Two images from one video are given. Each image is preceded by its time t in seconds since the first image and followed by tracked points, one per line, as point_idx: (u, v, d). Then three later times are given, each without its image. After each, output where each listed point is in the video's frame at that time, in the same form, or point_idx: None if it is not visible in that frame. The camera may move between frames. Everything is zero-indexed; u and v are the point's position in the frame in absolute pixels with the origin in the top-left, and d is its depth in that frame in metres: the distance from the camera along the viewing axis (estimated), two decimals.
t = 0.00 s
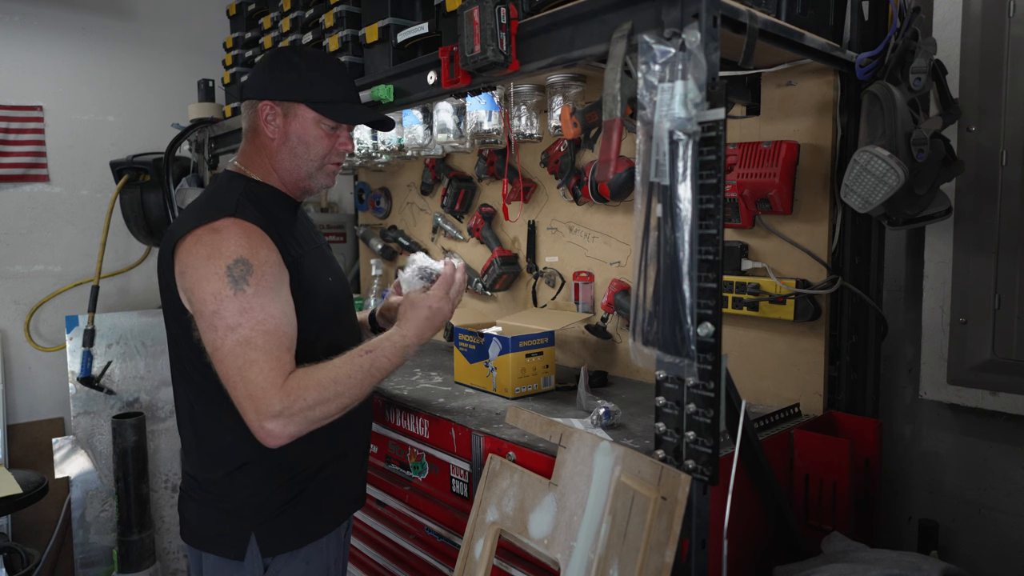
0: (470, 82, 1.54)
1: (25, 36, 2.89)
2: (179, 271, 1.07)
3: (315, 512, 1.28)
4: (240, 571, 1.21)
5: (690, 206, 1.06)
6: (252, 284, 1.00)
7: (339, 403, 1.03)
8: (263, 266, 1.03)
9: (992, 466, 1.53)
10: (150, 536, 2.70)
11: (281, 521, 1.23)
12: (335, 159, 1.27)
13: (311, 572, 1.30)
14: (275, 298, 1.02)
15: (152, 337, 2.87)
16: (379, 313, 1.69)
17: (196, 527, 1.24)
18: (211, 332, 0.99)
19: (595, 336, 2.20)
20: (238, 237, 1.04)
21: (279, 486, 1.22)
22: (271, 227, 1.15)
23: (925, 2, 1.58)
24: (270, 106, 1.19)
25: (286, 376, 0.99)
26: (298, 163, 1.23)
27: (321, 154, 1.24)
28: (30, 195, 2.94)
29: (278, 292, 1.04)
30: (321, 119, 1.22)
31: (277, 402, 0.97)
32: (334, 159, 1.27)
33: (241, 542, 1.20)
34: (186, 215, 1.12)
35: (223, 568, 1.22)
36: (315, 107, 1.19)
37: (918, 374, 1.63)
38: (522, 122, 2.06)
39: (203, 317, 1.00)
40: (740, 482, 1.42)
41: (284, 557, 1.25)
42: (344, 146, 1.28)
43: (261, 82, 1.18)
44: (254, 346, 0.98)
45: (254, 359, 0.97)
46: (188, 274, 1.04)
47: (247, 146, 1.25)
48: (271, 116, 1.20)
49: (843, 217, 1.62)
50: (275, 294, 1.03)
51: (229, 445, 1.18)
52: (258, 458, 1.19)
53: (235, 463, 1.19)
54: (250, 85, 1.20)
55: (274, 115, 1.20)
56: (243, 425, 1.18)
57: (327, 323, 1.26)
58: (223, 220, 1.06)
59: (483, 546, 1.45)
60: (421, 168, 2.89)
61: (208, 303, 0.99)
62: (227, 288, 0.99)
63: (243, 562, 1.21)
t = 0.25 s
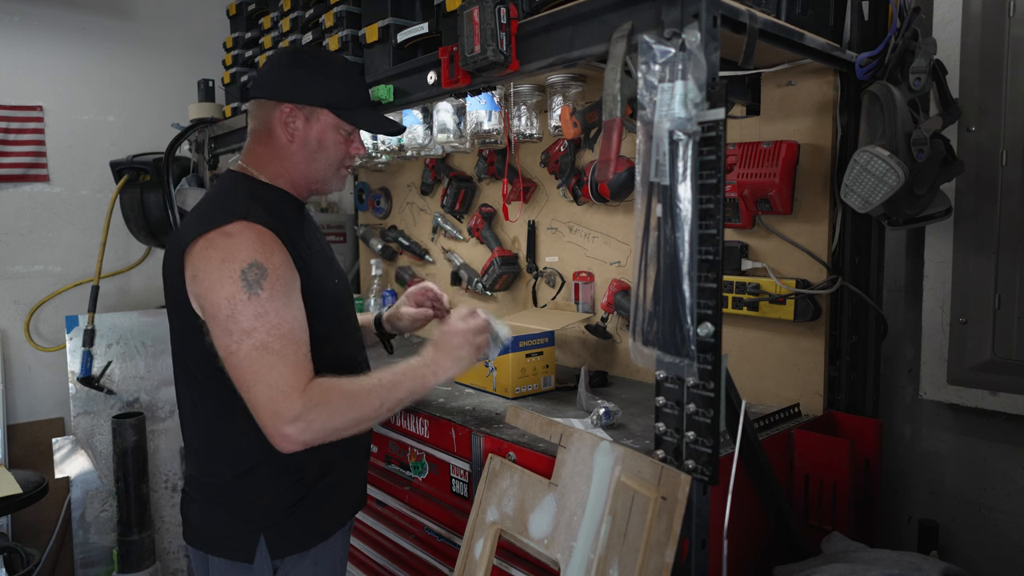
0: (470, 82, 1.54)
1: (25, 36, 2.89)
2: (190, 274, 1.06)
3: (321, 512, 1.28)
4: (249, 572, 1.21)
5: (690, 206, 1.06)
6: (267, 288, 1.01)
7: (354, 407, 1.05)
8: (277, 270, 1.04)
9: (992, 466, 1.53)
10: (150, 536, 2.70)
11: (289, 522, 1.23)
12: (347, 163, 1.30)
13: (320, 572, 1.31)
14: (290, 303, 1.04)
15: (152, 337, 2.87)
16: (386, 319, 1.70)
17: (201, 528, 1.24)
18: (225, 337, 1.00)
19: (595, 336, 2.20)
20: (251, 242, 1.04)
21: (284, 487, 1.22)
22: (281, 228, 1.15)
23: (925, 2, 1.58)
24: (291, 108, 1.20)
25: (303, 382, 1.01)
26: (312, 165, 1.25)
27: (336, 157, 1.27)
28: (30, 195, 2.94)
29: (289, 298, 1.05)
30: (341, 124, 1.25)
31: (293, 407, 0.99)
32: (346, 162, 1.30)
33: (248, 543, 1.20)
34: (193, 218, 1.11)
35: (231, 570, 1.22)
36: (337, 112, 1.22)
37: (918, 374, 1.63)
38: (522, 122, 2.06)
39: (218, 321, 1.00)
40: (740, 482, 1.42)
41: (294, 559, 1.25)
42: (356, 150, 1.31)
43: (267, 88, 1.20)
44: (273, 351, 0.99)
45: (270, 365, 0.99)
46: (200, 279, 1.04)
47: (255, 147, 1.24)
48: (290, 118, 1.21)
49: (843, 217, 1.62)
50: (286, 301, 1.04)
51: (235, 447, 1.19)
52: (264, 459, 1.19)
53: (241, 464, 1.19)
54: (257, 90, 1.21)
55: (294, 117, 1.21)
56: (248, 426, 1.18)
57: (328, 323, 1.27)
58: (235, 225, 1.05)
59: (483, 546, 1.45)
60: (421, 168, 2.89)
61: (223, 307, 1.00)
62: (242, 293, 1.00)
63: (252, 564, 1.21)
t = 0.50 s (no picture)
0: (470, 82, 1.54)
1: (25, 36, 2.89)
2: (204, 275, 1.07)
3: (319, 513, 1.28)
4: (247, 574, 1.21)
5: (690, 206, 1.06)
6: (288, 288, 1.03)
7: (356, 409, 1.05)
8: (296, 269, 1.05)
9: (991, 466, 1.53)
10: (150, 536, 2.70)
11: (289, 523, 1.23)
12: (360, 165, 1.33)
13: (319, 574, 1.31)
14: (311, 302, 1.05)
15: (152, 337, 2.87)
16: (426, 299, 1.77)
17: (197, 529, 1.24)
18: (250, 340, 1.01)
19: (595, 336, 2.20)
20: (265, 242, 1.05)
21: (286, 488, 1.22)
22: (291, 226, 1.15)
23: (925, 2, 1.58)
24: (314, 113, 1.21)
25: (338, 380, 1.03)
26: (328, 168, 1.27)
27: (352, 160, 1.30)
28: (30, 195, 2.94)
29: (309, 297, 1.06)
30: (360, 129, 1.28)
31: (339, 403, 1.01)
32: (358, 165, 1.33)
33: (248, 545, 1.20)
34: (201, 219, 1.12)
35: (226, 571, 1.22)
36: (358, 116, 1.25)
37: (918, 374, 1.63)
38: (522, 122, 2.06)
39: (241, 322, 1.01)
40: (740, 482, 1.42)
41: (292, 561, 1.26)
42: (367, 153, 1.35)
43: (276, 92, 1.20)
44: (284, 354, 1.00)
45: (297, 363, 1.00)
46: (216, 280, 1.04)
47: (268, 148, 1.23)
48: (313, 122, 1.22)
49: (843, 217, 1.62)
50: (306, 300, 1.04)
51: (237, 448, 1.19)
52: (266, 460, 1.19)
53: (241, 465, 1.19)
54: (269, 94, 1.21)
55: (316, 121, 1.22)
56: (250, 427, 1.18)
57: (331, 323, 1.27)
58: (247, 225, 1.06)
59: (483, 546, 1.45)
60: (420, 168, 2.89)
61: (246, 309, 1.00)
62: (264, 294, 1.01)
63: (250, 566, 1.21)
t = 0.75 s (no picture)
0: (470, 82, 1.54)
1: (25, 36, 2.89)
2: (213, 268, 1.07)
3: (319, 514, 1.28)
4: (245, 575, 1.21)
5: (690, 206, 1.06)
6: (297, 282, 1.03)
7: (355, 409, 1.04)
8: (303, 263, 1.05)
9: (992, 466, 1.53)
10: (150, 536, 2.70)
11: (288, 524, 1.23)
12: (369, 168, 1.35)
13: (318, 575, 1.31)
14: (316, 299, 1.05)
15: (152, 337, 2.87)
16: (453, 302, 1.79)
17: (195, 529, 1.24)
18: (254, 333, 1.00)
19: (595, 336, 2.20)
20: (270, 240, 1.05)
21: (286, 488, 1.22)
22: (301, 219, 1.16)
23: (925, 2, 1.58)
24: (330, 116, 1.22)
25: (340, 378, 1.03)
26: (339, 170, 1.28)
27: (363, 163, 1.32)
28: (30, 195, 2.94)
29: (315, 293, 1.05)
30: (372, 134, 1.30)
31: (337, 394, 0.99)
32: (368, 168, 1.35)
33: (249, 544, 1.20)
34: (205, 218, 1.12)
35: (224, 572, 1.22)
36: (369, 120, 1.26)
37: (918, 374, 1.63)
38: (522, 122, 2.06)
39: (248, 316, 1.00)
40: (740, 483, 1.42)
41: (291, 562, 1.26)
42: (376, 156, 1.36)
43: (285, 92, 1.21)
44: (275, 353, 0.99)
45: (303, 356, 0.99)
46: (225, 273, 1.04)
47: (279, 148, 1.24)
48: (328, 125, 1.23)
49: (843, 217, 1.62)
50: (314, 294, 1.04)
51: (238, 449, 1.19)
52: (266, 460, 1.20)
53: (241, 466, 1.19)
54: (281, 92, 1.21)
55: (330, 124, 1.23)
56: (251, 427, 1.18)
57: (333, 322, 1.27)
58: (260, 220, 1.07)
59: (483, 546, 1.45)
60: (420, 168, 2.89)
61: (253, 302, 1.00)
62: (272, 287, 1.01)
63: (249, 567, 1.21)
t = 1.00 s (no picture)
0: (470, 82, 1.54)
1: (25, 35, 2.89)
2: (230, 266, 1.07)
3: (313, 515, 1.28)
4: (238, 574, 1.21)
5: (690, 206, 1.06)
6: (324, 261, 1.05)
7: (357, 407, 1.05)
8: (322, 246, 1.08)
9: (992, 466, 1.53)
10: (150, 536, 2.70)
11: (279, 524, 1.23)
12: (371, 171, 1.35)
13: None
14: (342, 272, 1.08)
15: (152, 337, 2.87)
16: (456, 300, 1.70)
17: (189, 527, 1.24)
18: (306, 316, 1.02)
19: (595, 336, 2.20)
20: (270, 239, 1.05)
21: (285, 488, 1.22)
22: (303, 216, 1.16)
23: (925, 2, 1.58)
24: (334, 117, 1.23)
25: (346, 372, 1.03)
26: (342, 171, 1.28)
27: (366, 165, 1.32)
28: (30, 195, 2.94)
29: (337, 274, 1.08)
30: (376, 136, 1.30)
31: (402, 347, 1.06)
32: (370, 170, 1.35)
33: (249, 544, 1.20)
34: (205, 218, 1.12)
35: (217, 570, 1.22)
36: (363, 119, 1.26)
37: (918, 374, 1.63)
38: (522, 122, 2.06)
39: (292, 303, 1.02)
40: (740, 483, 1.42)
41: (284, 562, 1.26)
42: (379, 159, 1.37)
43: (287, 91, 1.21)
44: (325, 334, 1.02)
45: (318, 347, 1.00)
46: (250, 268, 1.05)
47: (283, 148, 1.24)
48: (333, 125, 1.24)
49: (843, 217, 1.62)
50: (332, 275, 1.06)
51: (238, 450, 1.19)
52: (265, 460, 1.20)
53: (238, 465, 1.19)
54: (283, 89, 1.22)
55: (335, 125, 1.24)
56: (251, 427, 1.18)
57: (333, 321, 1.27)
58: (264, 213, 1.08)
59: (483, 546, 1.45)
60: (420, 168, 2.89)
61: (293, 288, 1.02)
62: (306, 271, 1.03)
63: (241, 565, 1.21)
